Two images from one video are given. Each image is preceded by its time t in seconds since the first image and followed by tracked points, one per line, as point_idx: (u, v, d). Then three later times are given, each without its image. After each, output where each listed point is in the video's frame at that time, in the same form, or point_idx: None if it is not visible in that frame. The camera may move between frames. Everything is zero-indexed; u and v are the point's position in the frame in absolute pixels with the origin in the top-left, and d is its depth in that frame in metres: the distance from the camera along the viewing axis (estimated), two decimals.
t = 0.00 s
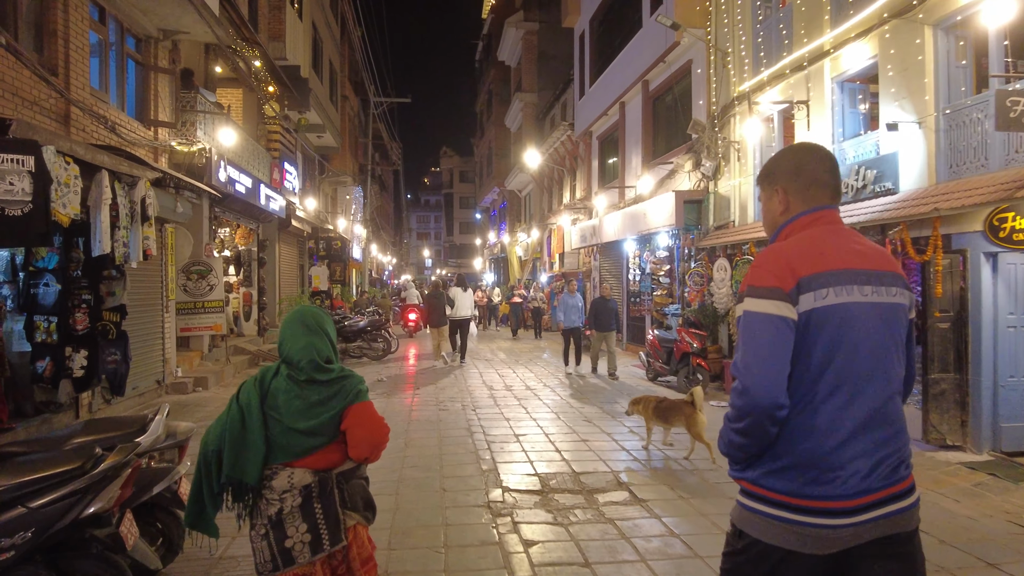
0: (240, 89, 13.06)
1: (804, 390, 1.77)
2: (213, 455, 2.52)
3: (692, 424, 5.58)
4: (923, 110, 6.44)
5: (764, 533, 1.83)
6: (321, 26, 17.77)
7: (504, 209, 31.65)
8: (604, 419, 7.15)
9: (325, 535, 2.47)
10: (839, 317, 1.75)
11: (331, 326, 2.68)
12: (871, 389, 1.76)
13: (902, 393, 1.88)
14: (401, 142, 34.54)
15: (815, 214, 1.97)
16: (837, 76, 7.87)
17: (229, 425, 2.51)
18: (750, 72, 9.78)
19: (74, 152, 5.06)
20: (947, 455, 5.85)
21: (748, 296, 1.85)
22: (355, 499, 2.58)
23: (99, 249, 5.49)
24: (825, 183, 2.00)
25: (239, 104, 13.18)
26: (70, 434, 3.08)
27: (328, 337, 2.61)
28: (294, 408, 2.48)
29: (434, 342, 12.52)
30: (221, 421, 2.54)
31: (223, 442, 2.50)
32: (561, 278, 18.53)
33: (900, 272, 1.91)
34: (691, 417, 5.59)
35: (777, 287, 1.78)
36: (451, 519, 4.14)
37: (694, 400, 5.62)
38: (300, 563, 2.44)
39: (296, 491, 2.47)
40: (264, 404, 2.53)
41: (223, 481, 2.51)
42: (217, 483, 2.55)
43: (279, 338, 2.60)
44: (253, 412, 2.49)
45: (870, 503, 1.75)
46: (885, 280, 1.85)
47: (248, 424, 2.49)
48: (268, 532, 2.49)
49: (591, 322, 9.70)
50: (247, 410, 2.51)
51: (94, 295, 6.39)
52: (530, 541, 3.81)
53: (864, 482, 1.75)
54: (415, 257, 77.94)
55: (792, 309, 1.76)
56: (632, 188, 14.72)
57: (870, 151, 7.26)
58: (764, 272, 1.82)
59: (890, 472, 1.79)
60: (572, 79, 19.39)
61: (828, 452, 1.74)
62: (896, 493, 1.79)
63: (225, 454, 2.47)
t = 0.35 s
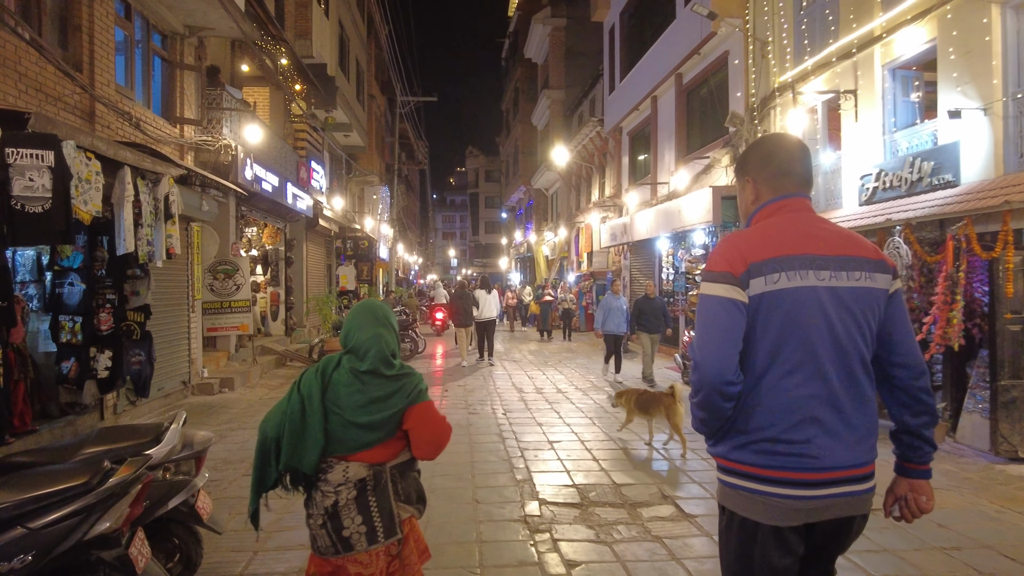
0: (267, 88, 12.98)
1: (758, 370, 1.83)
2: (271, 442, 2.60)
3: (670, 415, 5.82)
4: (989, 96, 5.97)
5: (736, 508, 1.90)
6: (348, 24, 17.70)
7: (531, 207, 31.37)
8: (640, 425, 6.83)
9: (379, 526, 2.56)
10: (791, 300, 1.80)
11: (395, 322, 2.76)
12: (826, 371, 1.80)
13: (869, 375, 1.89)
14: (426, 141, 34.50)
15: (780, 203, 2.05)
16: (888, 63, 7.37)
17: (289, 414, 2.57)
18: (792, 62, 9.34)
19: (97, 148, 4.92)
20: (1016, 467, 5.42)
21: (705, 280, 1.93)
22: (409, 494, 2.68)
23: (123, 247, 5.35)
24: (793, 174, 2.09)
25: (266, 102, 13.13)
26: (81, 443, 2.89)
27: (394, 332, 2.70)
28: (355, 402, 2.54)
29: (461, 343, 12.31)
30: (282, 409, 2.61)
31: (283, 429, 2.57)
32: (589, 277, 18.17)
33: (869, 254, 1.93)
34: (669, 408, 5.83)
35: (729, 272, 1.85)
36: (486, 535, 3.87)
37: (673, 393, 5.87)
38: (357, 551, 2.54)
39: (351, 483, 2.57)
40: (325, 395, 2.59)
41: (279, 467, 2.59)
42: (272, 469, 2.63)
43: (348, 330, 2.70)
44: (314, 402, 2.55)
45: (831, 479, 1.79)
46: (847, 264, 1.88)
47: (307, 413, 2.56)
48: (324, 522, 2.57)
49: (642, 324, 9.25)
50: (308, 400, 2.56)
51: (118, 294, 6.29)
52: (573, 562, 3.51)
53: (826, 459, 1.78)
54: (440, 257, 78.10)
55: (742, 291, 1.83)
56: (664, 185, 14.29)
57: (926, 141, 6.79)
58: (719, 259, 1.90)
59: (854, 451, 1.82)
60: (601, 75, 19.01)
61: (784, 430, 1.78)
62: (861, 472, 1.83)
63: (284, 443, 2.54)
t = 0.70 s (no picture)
0: (286, 85, 12.83)
1: (771, 387, 1.91)
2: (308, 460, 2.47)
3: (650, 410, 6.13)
4: None
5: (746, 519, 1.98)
6: (367, 22, 17.54)
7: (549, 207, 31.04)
8: (671, 434, 6.55)
9: (419, 539, 2.49)
10: (803, 319, 1.89)
11: (432, 330, 2.71)
12: (836, 390, 1.88)
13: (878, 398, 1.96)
14: (443, 141, 34.34)
15: (798, 233, 2.16)
16: (936, 53, 6.99)
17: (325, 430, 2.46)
18: (829, 54, 8.96)
19: (111, 143, 4.71)
20: None
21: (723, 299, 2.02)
22: (448, 506, 2.62)
23: (139, 247, 5.15)
24: (809, 203, 2.20)
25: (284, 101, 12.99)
26: (88, 459, 2.67)
27: (431, 340, 2.64)
28: (394, 414, 2.45)
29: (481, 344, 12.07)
30: (317, 424, 2.49)
31: (320, 446, 2.45)
32: (610, 278, 17.83)
33: (881, 278, 2.01)
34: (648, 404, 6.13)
35: (745, 291, 1.94)
36: (520, 556, 3.59)
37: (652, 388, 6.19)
38: (398, 566, 2.48)
39: (391, 497, 2.49)
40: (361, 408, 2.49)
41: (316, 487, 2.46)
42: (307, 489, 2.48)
43: (381, 339, 2.63)
44: (352, 416, 2.45)
45: (839, 493, 1.86)
46: (861, 286, 1.95)
47: (345, 429, 2.44)
48: (365, 536, 2.51)
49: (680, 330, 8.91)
50: (346, 414, 2.46)
51: (134, 296, 6.13)
52: None
53: (834, 474, 1.86)
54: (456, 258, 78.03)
55: (759, 312, 1.91)
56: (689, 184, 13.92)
57: (979, 135, 6.41)
58: (737, 278, 1.99)
59: (863, 468, 1.89)
60: (623, 72, 18.67)
61: (794, 445, 1.86)
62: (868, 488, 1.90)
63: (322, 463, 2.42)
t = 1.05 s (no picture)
0: (294, 82, 12.63)
1: (780, 356, 2.14)
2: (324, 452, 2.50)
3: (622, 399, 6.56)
4: None
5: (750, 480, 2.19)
6: (376, 19, 17.33)
7: (558, 207, 30.75)
8: (692, 437, 6.29)
9: (436, 528, 2.48)
10: (810, 295, 2.13)
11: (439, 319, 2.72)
12: (838, 360, 2.12)
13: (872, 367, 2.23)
14: (452, 140, 34.14)
15: (799, 213, 2.39)
16: (971, 40, 6.66)
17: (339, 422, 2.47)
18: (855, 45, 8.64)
19: (109, 133, 4.49)
20: None
21: (736, 276, 2.24)
22: (464, 493, 2.63)
23: (138, 243, 4.92)
24: (810, 188, 2.42)
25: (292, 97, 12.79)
26: (72, 469, 2.41)
27: (439, 328, 2.65)
28: (405, 402, 2.47)
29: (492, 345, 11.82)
30: (330, 417, 2.51)
31: (335, 438, 2.47)
32: (622, 278, 17.52)
33: (875, 262, 2.28)
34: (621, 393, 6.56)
35: (760, 267, 2.18)
36: (542, 573, 3.34)
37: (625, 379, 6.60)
38: (412, 555, 2.47)
39: (407, 486, 2.50)
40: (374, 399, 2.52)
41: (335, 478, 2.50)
42: (327, 480, 2.52)
43: (389, 330, 2.64)
44: (364, 407, 2.47)
45: (836, 454, 2.10)
46: (858, 268, 2.22)
47: (358, 420, 2.46)
48: (380, 526, 2.52)
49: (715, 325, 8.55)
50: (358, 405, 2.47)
51: (135, 293, 5.91)
52: None
53: (832, 435, 2.10)
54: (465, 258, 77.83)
55: (771, 286, 2.15)
56: (705, 181, 13.60)
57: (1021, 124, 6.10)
58: (752, 256, 2.23)
59: (858, 430, 2.13)
60: (635, 68, 18.35)
61: (797, 408, 2.11)
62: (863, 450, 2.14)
63: (338, 452, 2.45)
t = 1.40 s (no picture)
0: (316, 79, 12.49)
1: (761, 374, 2.20)
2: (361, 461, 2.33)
3: (615, 395, 6.80)
4: None
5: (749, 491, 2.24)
6: (398, 16, 17.16)
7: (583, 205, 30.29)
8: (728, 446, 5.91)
9: (473, 541, 2.34)
10: (788, 316, 2.17)
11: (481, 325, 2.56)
12: (820, 376, 2.15)
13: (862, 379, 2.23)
14: (475, 139, 33.92)
15: (785, 233, 2.43)
16: None
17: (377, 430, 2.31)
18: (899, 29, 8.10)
19: (118, 127, 4.29)
20: None
21: (719, 300, 2.32)
22: (502, 506, 2.48)
23: (150, 242, 4.72)
24: (795, 208, 2.45)
25: (314, 95, 12.65)
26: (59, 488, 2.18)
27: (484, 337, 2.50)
28: (445, 411, 2.32)
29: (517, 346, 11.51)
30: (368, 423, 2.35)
31: (372, 447, 2.31)
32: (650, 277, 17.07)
33: (860, 278, 2.28)
34: (615, 390, 6.80)
35: (737, 293, 2.24)
36: None
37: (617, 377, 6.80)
38: (447, 571, 2.33)
39: (445, 497, 2.35)
40: (416, 408, 2.35)
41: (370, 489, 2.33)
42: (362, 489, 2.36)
43: (430, 337, 2.48)
44: (404, 414, 2.31)
45: (823, 466, 2.12)
46: (839, 286, 2.25)
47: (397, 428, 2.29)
48: (416, 538, 2.37)
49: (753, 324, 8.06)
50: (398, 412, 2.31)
51: (150, 294, 5.71)
52: None
53: (820, 446, 2.12)
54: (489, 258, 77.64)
55: (749, 310, 2.20)
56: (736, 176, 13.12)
57: None
58: (730, 282, 2.29)
59: (847, 439, 2.14)
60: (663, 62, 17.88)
61: (780, 424, 2.16)
62: (857, 460, 2.13)
63: (377, 464, 2.29)
